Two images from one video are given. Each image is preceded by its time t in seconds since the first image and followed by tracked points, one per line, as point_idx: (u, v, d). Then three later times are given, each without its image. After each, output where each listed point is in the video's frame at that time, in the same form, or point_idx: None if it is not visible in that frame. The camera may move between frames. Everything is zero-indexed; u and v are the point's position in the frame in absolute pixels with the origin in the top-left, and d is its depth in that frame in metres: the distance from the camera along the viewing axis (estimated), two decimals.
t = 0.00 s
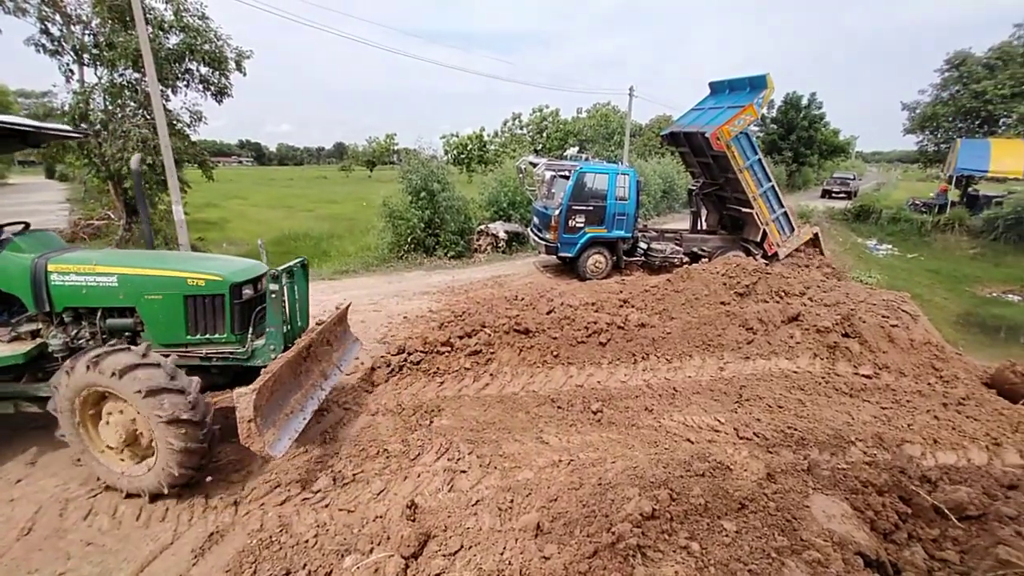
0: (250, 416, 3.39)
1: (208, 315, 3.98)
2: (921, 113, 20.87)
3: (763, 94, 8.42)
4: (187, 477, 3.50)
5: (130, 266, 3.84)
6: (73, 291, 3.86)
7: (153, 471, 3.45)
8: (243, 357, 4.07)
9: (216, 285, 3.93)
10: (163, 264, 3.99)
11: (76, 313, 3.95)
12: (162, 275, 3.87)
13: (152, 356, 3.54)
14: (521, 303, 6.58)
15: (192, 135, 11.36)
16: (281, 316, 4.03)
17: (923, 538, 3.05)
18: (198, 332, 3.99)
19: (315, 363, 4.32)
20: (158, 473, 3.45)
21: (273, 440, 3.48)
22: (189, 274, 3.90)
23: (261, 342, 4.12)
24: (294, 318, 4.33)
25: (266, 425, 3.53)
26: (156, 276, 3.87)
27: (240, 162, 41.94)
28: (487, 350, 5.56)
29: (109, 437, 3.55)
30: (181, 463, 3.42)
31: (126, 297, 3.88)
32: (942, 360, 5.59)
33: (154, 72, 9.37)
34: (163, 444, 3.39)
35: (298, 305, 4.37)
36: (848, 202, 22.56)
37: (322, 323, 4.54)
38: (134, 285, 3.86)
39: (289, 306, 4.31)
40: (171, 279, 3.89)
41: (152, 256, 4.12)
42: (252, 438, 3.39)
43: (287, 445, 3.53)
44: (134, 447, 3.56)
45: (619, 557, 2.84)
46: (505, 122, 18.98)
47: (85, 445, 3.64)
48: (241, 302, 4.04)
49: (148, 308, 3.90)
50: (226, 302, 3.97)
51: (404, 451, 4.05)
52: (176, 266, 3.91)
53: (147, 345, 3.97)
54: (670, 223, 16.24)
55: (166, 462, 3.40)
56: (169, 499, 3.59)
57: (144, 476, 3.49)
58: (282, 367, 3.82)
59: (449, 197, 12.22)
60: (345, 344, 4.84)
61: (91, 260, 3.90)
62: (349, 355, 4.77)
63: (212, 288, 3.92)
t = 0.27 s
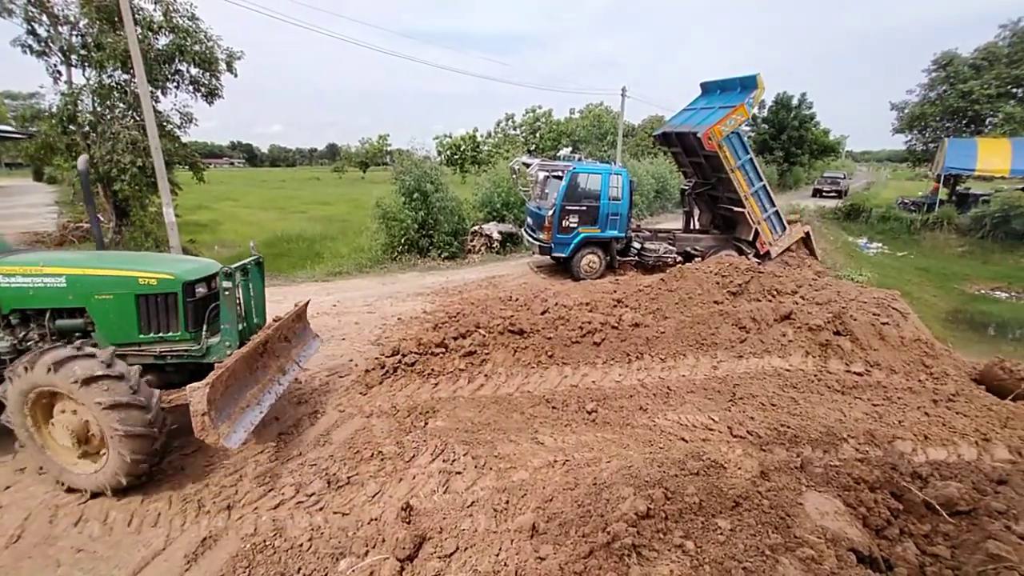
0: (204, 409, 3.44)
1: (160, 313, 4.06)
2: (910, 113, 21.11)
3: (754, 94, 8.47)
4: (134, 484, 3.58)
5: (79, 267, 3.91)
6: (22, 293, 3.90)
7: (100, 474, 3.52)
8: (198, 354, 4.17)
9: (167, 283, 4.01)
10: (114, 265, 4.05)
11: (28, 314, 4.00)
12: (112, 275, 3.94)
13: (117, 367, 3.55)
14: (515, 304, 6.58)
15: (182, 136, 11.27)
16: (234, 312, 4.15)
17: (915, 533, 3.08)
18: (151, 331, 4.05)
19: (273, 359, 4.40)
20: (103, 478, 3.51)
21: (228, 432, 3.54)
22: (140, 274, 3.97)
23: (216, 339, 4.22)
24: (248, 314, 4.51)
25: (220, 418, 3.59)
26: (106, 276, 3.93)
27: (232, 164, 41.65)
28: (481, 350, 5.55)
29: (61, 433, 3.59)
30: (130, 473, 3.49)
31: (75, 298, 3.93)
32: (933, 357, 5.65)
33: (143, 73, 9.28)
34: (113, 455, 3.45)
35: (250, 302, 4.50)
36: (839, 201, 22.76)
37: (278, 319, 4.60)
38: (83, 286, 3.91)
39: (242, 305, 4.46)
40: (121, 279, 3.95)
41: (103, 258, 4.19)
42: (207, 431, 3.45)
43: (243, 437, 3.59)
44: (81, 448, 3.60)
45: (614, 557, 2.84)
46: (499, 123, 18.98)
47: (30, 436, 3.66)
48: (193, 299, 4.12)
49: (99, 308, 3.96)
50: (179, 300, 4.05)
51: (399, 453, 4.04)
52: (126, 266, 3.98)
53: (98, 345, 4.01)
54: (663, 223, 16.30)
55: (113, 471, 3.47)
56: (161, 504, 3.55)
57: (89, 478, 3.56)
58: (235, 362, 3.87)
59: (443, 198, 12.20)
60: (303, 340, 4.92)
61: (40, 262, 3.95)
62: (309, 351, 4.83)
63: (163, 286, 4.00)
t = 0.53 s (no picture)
0: (159, 408, 3.48)
1: (114, 316, 4.10)
2: (897, 118, 21.43)
3: (744, 99, 8.54)
4: (79, 492, 3.63)
5: (30, 271, 3.93)
6: None
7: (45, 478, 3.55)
8: (153, 356, 4.20)
9: (121, 286, 4.06)
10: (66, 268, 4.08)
11: None
12: (64, 278, 3.97)
13: (86, 383, 3.58)
14: (509, 309, 6.58)
15: (174, 142, 11.21)
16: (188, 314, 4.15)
17: (906, 535, 3.10)
18: (105, 334, 4.10)
19: (231, 359, 4.42)
20: (51, 483, 3.54)
21: (183, 430, 3.53)
22: (92, 277, 4.02)
23: (171, 341, 4.25)
24: (205, 316, 4.52)
25: (176, 416, 3.60)
26: (57, 280, 3.96)
27: (224, 169, 41.46)
28: (475, 355, 5.54)
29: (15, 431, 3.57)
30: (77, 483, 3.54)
31: (26, 302, 3.95)
32: (922, 359, 5.70)
33: (134, 79, 9.22)
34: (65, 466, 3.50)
35: (207, 303, 4.53)
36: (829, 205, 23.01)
37: (236, 320, 4.62)
38: (34, 289, 3.93)
39: (198, 306, 4.49)
40: (72, 282, 3.99)
41: (55, 262, 4.21)
42: (161, 429, 3.46)
43: (199, 433, 3.59)
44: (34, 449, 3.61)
45: (608, 562, 2.83)
46: (492, 128, 19.06)
47: None
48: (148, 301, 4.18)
49: (51, 312, 3.98)
50: (133, 302, 4.11)
51: (392, 459, 4.01)
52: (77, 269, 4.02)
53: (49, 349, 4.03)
54: (656, 227, 16.40)
55: (62, 479, 3.51)
56: (151, 513, 3.50)
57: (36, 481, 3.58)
58: (192, 361, 3.87)
59: (436, 203, 12.20)
60: (263, 341, 4.94)
61: None
62: (268, 353, 4.83)
63: (117, 289, 4.05)
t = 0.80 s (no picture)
0: (113, 402, 3.43)
1: (63, 315, 4.10)
2: (884, 121, 21.71)
3: (735, 101, 8.60)
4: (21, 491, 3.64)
5: None
6: None
7: (3, 472, 3.51)
8: (105, 354, 4.21)
9: (69, 286, 4.06)
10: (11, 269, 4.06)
11: None
12: (9, 279, 3.95)
13: (58, 393, 3.62)
14: (502, 311, 6.58)
15: (163, 144, 11.12)
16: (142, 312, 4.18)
17: (895, 532, 3.14)
18: (53, 334, 4.09)
19: (185, 357, 4.43)
20: None
21: (139, 423, 3.53)
22: (39, 277, 4.01)
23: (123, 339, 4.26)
24: (158, 313, 4.55)
25: (130, 410, 3.58)
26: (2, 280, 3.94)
27: (215, 171, 41.18)
28: (469, 358, 5.52)
29: None
30: (39, 471, 3.54)
31: None
32: (910, 359, 5.77)
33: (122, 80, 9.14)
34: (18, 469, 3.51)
35: (161, 302, 4.56)
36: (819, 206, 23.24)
37: (191, 318, 4.66)
38: None
39: (151, 304, 4.52)
40: (18, 283, 3.97)
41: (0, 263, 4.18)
42: (116, 422, 3.42)
43: (156, 426, 3.59)
44: None
45: (602, 564, 2.83)
46: (484, 130, 19.08)
47: None
48: (97, 300, 4.18)
49: None
50: (82, 301, 4.11)
51: (385, 463, 3.99)
52: (23, 270, 4.01)
53: None
54: (649, 229, 16.48)
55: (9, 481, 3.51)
56: (140, 520, 3.45)
57: None
58: (148, 355, 3.91)
59: (429, 206, 12.18)
60: (217, 342, 4.99)
61: None
62: (222, 352, 4.87)
63: (65, 288, 4.05)
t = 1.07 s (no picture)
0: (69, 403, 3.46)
1: (17, 317, 4.12)
2: (878, 123, 21.88)
3: (729, 104, 8.64)
4: None
5: None
6: None
7: None
8: (61, 356, 4.24)
9: (24, 287, 4.10)
10: None
11: None
12: None
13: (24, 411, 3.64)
14: (498, 312, 6.59)
15: (158, 145, 11.07)
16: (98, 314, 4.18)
17: (889, 533, 3.15)
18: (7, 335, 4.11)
19: (144, 358, 4.45)
20: None
21: (97, 423, 3.57)
22: None
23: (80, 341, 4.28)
24: (116, 315, 4.57)
25: (87, 411, 3.60)
26: None
27: (209, 172, 41.01)
28: (465, 359, 5.51)
29: None
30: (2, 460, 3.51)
31: None
32: (904, 359, 5.81)
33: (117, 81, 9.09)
34: None
35: (119, 304, 4.58)
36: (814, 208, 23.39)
37: (150, 319, 4.69)
38: None
39: (107, 305, 4.51)
40: None
41: None
42: (72, 423, 3.44)
43: (114, 426, 3.63)
44: None
45: (597, 565, 2.84)
46: (481, 132, 19.11)
47: None
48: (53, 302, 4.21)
49: None
50: (37, 303, 4.13)
51: (381, 465, 3.98)
52: None
53: None
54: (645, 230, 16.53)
55: None
56: (133, 523, 3.42)
57: None
58: (105, 357, 3.94)
59: (425, 207, 12.17)
60: (177, 343, 5.01)
61: None
62: (183, 353, 4.91)
63: (20, 290, 4.08)
